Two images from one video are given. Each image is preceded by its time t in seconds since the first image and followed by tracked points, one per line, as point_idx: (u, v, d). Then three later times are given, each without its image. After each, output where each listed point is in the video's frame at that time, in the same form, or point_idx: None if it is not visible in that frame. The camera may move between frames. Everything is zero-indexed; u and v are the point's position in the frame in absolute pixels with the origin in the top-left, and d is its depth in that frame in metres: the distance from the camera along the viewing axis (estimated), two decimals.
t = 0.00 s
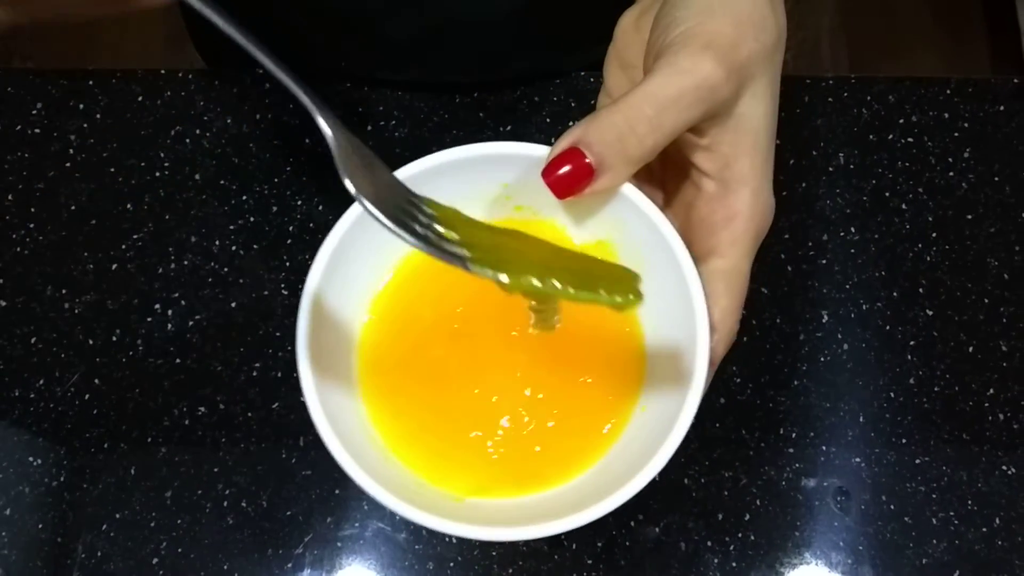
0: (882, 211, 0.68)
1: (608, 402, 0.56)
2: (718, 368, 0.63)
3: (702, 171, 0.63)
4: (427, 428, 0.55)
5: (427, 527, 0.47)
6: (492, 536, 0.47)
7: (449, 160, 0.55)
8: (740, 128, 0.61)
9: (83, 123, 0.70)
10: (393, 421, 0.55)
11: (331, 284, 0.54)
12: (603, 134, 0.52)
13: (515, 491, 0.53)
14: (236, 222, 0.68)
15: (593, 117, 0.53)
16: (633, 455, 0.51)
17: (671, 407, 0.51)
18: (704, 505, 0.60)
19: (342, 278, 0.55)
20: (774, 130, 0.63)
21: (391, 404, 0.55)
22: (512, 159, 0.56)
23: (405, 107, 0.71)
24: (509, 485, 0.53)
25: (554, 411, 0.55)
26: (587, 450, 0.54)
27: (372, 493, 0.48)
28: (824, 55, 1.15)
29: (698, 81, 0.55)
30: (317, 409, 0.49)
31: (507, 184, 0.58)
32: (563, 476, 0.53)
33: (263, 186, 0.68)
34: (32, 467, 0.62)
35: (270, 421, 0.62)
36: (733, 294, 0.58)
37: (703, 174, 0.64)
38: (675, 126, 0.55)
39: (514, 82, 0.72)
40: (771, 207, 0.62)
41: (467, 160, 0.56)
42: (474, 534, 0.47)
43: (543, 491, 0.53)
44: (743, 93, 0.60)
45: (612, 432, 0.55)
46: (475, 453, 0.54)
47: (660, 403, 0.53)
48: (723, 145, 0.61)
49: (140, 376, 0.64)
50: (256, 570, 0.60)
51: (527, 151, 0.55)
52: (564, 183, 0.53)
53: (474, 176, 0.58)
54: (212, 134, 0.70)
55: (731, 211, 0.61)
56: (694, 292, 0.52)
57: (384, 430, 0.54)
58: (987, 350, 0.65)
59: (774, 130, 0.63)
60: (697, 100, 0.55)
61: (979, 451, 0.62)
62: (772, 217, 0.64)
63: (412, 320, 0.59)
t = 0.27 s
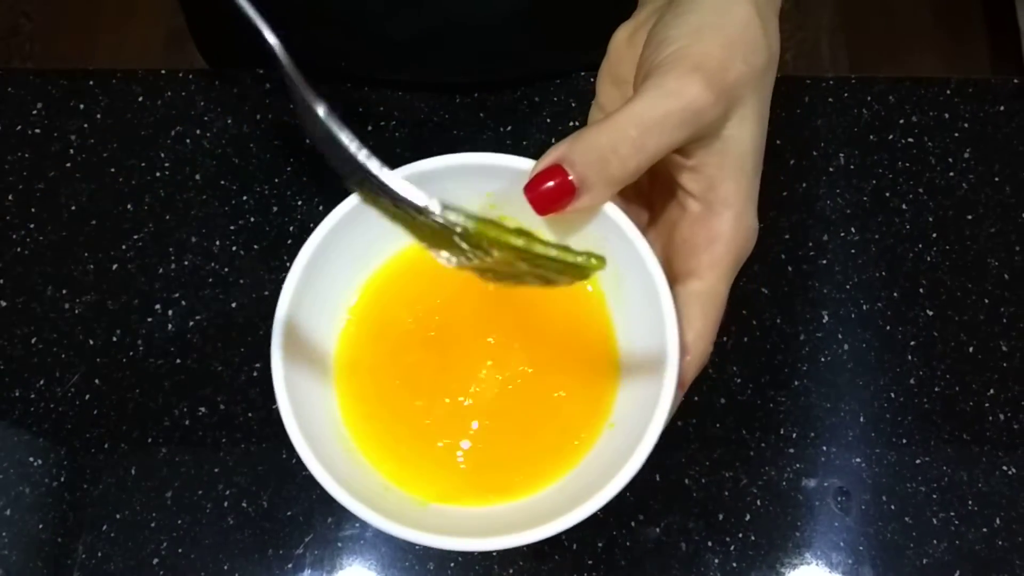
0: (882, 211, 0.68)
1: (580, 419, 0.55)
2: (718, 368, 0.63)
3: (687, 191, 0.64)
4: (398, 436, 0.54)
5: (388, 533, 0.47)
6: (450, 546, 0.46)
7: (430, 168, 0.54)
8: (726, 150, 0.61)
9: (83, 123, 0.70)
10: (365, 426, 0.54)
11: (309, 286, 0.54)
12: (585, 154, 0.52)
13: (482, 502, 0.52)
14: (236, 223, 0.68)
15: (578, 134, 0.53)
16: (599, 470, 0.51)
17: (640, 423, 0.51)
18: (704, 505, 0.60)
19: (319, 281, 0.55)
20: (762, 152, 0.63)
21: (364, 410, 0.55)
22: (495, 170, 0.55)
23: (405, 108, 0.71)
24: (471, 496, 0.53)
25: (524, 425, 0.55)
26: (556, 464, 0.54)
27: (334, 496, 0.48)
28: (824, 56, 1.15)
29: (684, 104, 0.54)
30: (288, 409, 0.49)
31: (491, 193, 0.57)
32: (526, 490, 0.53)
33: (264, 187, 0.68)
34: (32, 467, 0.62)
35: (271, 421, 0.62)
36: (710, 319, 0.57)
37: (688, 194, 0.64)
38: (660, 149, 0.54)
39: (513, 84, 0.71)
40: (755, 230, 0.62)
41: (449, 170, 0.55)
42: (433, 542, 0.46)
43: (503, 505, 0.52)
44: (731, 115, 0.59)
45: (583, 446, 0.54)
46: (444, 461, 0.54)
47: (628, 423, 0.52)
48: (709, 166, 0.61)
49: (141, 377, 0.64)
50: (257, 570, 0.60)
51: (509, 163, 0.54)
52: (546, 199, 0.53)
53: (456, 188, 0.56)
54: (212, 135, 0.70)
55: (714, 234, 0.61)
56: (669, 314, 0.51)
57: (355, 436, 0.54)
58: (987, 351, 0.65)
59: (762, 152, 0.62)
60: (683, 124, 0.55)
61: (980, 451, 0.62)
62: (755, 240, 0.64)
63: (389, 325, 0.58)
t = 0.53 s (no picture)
0: (883, 212, 0.68)
1: (573, 426, 0.55)
2: (719, 369, 0.63)
3: (689, 204, 0.64)
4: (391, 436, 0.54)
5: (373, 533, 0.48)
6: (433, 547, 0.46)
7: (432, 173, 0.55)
8: (726, 163, 0.60)
9: (83, 124, 0.70)
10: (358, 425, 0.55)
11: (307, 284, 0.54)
12: (581, 165, 0.53)
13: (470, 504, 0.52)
14: (236, 223, 0.68)
15: (576, 145, 0.54)
16: (588, 477, 0.51)
17: (630, 431, 0.50)
18: (705, 506, 0.60)
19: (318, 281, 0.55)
20: (766, 165, 0.62)
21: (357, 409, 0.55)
22: (496, 178, 0.56)
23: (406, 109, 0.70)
24: (460, 499, 0.52)
25: (515, 429, 0.55)
26: (546, 468, 0.54)
27: (322, 494, 0.48)
28: (824, 56, 1.15)
29: (681, 117, 0.54)
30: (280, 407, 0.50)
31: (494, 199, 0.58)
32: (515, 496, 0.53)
33: (264, 187, 0.68)
34: (33, 468, 0.62)
35: (271, 422, 0.62)
36: (705, 331, 0.58)
37: (690, 207, 0.64)
38: (657, 162, 0.54)
39: (513, 84, 0.71)
40: (758, 244, 0.62)
41: (451, 174, 0.56)
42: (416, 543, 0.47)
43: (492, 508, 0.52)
44: (731, 128, 0.59)
45: (573, 451, 0.54)
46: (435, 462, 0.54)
47: (619, 430, 0.52)
48: (709, 179, 0.61)
49: (141, 378, 0.64)
50: (257, 571, 0.59)
51: (511, 169, 0.55)
52: (543, 206, 0.54)
53: (458, 193, 0.57)
54: (212, 136, 0.70)
55: (713, 247, 0.61)
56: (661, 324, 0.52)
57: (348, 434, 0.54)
58: (988, 351, 0.65)
59: (766, 165, 0.62)
60: (681, 137, 0.55)
61: (980, 452, 0.62)
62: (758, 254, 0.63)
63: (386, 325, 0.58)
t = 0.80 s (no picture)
0: (883, 212, 0.68)
1: (618, 446, 0.55)
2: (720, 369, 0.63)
3: (723, 213, 0.64)
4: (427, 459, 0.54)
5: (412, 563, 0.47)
6: None
7: (467, 190, 0.56)
8: (762, 171, 0.61)
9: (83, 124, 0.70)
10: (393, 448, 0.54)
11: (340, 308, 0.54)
12: (621, 177, 0.53)
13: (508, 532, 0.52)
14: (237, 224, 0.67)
15: (613, 157, 0.54)
16: (641, 498, 0.51)
17: (679, 455, 0.50)
18: (705, 507, 0.60)
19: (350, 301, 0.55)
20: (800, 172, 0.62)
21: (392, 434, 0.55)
22: (531, 194, 0.56)
23: (406, 109, 0.70)
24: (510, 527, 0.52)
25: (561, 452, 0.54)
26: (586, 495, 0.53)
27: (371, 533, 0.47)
28: (824, 58, 1.16)
29: (720, 125, 0.55)
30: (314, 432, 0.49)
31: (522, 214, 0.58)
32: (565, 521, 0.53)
33: (264, 188, 0.68)
34: (33, 469, 0.62)
35: (271, 423, 0.62)
36: (748, 342, 0.58)
37: (724, 216, 0.64)
38: (697, 171, 0.55)
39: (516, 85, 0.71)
40: (794, 253, 0.62)
41: (486, 190, 0.56)
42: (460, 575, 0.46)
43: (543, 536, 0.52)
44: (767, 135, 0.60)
45: (615, 478, 0.54)
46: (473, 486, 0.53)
47: (670, 448, 0.52)
48: (745, 187, 0.61)
49: (141, 379, 0.64)
50: (256, 572, 0.59)
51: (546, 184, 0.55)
52: (581, 221, 0.54)
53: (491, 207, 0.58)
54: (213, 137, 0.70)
55: (751, 255, 0.61)
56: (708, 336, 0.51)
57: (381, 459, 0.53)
58: (988, 352, 0.65)
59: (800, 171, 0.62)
60: (719, 144, 0.55)
61: (981, 453, 0.62)
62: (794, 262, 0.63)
63: (421, 345, 0.58)
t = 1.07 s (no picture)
0: (884, 212, 0.68)
1: (638, 445, 0.56)
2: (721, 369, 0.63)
3: (736, 207, 0.64)
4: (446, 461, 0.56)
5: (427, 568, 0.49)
6: None
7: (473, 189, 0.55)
8: (774, 163, 0.61)
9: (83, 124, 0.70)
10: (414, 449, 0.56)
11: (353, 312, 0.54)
12: (631, 175, 0.52)
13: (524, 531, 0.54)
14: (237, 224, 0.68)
15: (621, 153, 0.53)
16: (661, 500, 0.52)
17: (698, 458, 0.51)
18: (706, 507, 0.60)
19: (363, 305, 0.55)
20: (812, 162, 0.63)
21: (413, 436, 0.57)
22: (540, 194, 0.56)
23: (406, 109, 0.70)
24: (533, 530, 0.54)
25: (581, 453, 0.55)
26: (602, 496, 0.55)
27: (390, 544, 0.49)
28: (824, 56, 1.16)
29: (730, 117, 0.55)
30: (327, 441, 0.50)
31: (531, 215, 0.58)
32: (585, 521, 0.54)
33: (264, 188, 0.68)
34: (33, 469, 0.62)
35: (271, 422, 0.62)
36: (766, 335, 0.58)
37: (737, 210, 0.64)
38: (710, 163, 0.55)
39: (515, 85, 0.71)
40: (809, 245, 0.62)
41: (493, 191, 0.55)
42: None
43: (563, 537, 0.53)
44: (778, 127, 0.60)
45: (631, 479, 0.55)
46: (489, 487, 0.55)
47: (690, 448, 0.53)
48: (758, 180, 0.62)
49: (141, 378, 0.64)
50: (256, 572, 0.59)
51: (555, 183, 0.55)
52: (592, 220, 0.53)
53: (501, 207, 0.57)
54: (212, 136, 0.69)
55: (767, 249, 0.61)
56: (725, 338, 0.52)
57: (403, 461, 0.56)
58: (989, 351, 0.64)
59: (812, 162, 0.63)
60: (732, 135, 0.55)
61: (981, 453, 0.62)
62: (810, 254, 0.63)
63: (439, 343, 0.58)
